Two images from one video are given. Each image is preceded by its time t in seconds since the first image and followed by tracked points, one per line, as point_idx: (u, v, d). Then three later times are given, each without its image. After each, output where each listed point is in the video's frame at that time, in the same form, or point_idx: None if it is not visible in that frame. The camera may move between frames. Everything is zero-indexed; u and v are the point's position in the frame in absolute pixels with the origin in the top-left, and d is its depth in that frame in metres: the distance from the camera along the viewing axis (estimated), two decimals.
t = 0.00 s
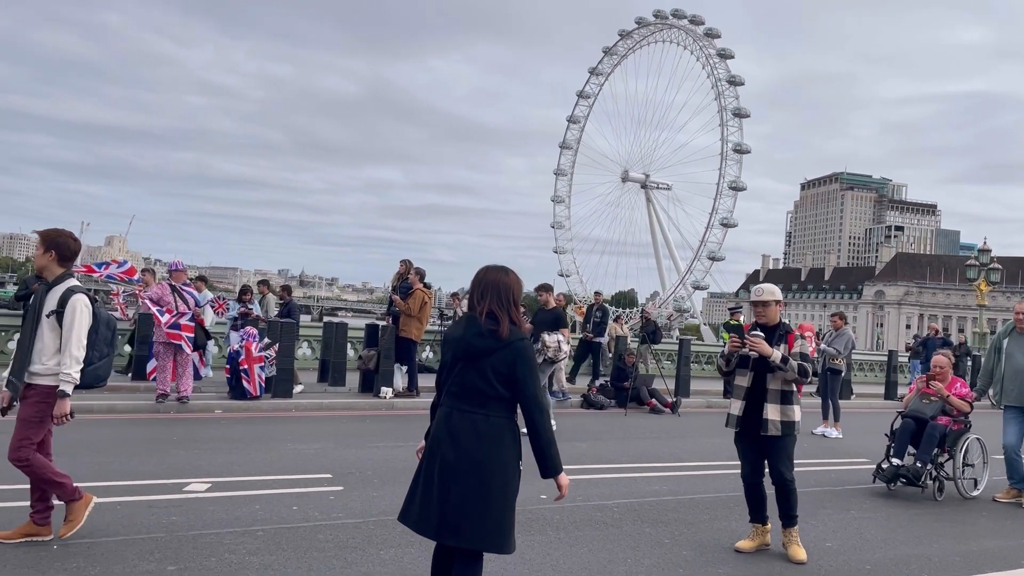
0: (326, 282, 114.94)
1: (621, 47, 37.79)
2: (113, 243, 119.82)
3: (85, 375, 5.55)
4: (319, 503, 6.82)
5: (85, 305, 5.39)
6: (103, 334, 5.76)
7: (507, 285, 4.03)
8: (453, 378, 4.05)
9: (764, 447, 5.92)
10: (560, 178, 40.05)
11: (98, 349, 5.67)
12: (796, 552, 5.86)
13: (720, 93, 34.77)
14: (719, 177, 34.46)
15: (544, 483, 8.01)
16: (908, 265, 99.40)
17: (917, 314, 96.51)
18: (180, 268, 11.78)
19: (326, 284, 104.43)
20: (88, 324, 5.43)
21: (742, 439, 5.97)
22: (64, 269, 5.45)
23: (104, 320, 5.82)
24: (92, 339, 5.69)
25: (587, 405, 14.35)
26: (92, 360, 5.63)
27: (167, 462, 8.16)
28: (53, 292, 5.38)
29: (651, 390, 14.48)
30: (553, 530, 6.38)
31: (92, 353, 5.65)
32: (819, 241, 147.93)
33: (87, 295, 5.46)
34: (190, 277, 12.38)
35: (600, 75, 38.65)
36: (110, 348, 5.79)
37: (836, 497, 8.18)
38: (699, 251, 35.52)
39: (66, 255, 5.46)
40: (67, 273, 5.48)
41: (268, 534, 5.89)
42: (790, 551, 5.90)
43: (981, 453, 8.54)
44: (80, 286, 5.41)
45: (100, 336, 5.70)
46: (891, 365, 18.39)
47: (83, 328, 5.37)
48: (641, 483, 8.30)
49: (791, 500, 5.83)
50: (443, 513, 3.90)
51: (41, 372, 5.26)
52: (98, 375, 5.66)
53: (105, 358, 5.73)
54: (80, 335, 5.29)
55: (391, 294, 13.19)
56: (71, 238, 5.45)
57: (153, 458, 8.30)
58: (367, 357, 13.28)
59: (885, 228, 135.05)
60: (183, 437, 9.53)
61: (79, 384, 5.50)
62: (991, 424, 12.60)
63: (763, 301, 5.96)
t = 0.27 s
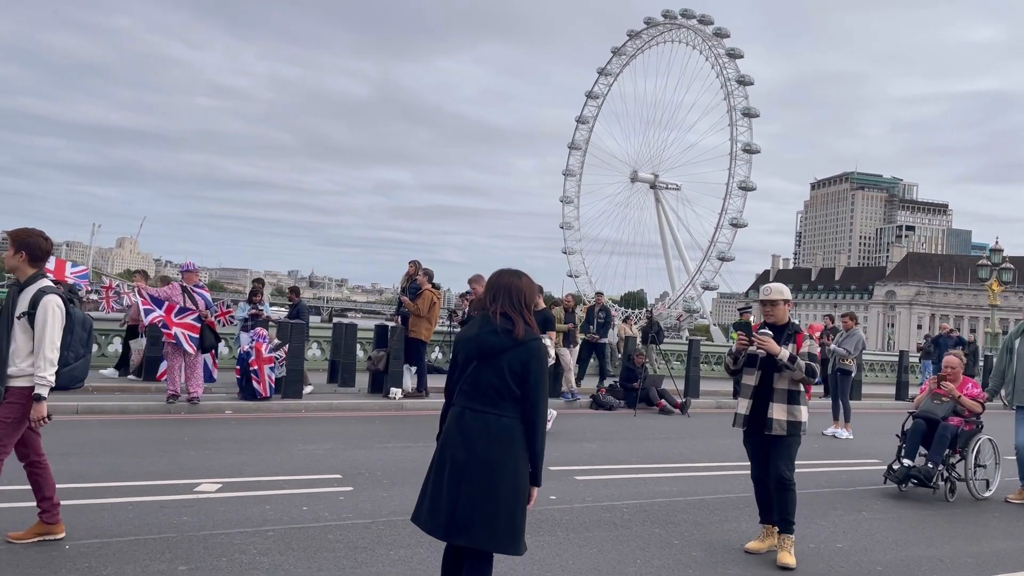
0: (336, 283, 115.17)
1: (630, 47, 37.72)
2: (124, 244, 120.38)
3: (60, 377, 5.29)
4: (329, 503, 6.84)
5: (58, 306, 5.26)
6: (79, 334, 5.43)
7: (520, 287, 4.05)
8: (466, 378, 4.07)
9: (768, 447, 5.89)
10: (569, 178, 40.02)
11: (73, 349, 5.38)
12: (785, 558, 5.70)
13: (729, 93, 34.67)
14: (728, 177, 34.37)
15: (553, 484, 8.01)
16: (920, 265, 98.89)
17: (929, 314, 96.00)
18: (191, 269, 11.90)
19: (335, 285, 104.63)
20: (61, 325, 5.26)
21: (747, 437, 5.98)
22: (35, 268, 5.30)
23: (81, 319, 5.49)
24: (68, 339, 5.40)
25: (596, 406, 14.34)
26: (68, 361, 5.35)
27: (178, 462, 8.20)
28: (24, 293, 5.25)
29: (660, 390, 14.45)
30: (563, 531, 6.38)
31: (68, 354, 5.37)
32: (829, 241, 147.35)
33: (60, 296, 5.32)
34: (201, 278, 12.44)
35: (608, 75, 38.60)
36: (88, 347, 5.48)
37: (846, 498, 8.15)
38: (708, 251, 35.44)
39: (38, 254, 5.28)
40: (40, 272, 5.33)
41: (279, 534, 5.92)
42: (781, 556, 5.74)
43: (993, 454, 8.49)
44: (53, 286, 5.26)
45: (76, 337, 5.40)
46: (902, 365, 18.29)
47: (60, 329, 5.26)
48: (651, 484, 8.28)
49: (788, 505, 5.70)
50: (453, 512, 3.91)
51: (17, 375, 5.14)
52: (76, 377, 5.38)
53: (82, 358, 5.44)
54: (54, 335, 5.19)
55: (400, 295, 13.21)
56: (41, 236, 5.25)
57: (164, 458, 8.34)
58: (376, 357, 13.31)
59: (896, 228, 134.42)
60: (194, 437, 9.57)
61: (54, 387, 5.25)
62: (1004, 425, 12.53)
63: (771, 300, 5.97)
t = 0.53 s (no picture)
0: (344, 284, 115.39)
1: (638, 47, 37.69)
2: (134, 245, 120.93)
3: (22, 380, 5.08)
4: (338, 503, 6.86)
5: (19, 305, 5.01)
6: (44, 337, 5.23)
7: (531, 287, 4.05)
8: (475, 377, 4.08)
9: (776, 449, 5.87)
10: (577, 178, 40.00)
11: (37, 352, 5.15)
12: (785, 563, 5.60)
13: (737, 92, 34.60)
14: (737, 177, 34.30)
15: (562, 485, 8.01)
16: (930, 264, 98.44)
17: (939, 314, 95.54)
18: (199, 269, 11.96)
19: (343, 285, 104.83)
20: (24, 326, 5.05)
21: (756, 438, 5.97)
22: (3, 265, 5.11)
23: (46, 320, 5.27)
24: (33, 341, 5.18)
25: (604, 406, 14.33)
26: (30, 364, 5.12)
27: (187, 463, 8.22)
28: None
29: (668, 391, 14.43)
30: (572, 531, 6.37)
31: (31, 356, 5.14)
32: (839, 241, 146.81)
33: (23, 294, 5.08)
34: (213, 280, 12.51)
35: (616, 76, 38.57)
36: (54, 352, 5.26)
37: (856, 499, 8.12)
38: (717, 252, 35.37)
39: (8, 252, 5.11)
40: (7, 268, 5.13)
41: (288, 534, 5.93)
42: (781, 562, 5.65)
43: (1004, 455, 8.45)
44: (16, 284, 5.03)
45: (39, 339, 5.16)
46: (912, 366, 18.23)
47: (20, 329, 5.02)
48: (660, 485, 8.27)
49: (791, 509, 5.65)
50: (460, 511, 3.92)
51: None
52: (39, 381, 5.16)
53: (46, 361, 5.20)
54: (13, 337, 4.96)
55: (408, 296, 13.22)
56: (14, 235, 5.14)
57: (174, 459, 8.37)
58: (385, 358, 13.34)
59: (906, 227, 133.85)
60: (204, 438, 9.60)
61: (15, 390, 5.05)
62: (1015, 426, 12.46)
63: (783, 301, 5.96)
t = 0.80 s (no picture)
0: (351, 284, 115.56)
1: (644, 47, 37.66)
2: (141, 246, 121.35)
3: None
4: (345, 503, 6.87)
5: None
6: (14, 334, 5.52)
7: (535, 285, 4.04)
8: (482, 375, 4.08)
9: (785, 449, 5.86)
10: (583, 178, 39.98)
11: (7, 349, 5.48)
12: (792, 565, 5.59)
13: (744, 92, 34.53)
14: (744, 176, 34.22)
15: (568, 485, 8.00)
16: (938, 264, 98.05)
17: (947, 314, 95.15)
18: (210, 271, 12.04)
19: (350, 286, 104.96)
20: None
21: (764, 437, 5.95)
22: None
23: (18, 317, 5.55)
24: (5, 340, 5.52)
25: (611, 407, 14.31)
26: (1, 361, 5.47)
27: (194, 463, 8.25)
28: None
29: (675, 391, 14.41)
30: (578, 532, 6.37)
31: (3, 354, 5.48)
32: (846, 241, 146.36)
33: None
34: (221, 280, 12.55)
35: (622, 76, 38.54)
36: (24, 348, 5.55)
37: (864, 499, 8.09)
38: (724, 252, 35.30)
39: None
40: None
41: (295, 534, 5.95)
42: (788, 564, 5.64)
43: (1012, 455, 8.41)
44: None
45: (8, 336, 5.48)
46: (920, 366, 18.17)
47: None
48: (667, 485, 8.26)
49: (801, 512, 5.62)
50: (467, 509, 3.92)
51: None
52: (12, 376, 5.48)
53: (18, 358, 5.52)
54: None
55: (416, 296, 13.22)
56: None
57: (181, 459, 8.39)
58: (392, 358, 13.35)
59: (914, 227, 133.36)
60: (211, 438, 9.63)
61: None
62: None
63: (797, 300, 5.95)
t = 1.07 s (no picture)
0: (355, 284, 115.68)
1: (648, 47, 37.63)
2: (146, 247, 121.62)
3: None
4: (350, 503, 6.88)
5: None
6: None
7: (537, 283, 4.04)
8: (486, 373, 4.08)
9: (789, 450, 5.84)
10: (588, 178, 39.96)
11: None
12: (798, 565, 5.60)
13: (749, 91, 34.49)
14: (749, 176, 34.17)
15: (572, 485, 8.01)
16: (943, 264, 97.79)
17: (952, 314, 94.90)
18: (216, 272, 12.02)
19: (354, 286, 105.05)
20: None
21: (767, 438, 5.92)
22: None
23: None
24: None
25: (616, 406, 14.30)
26: None
27: (200, 462, 8.27)
28: None
29: (680, 391, 14.39)
30: (583, 532, 6.36)
31: None
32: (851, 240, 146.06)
33: None
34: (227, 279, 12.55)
35: (627, 75, 38.52)
36: None
37: (870, 499, 8.07)
38: (728, 251, 35.26)
39: None
40: None
41: (300, 534, 5.96)
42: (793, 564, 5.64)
43: (1019, 455, 8.38)
44: None
45: None
46: (926, 366, 18.12)
47: None
48: (671, 485, 8.25)
49: (808, 516, 5.63)
50: (471, 506, 3.92)
51: None
52: None
53: None
54: None
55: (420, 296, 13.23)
56: None
57: (186, 458, 8.41)
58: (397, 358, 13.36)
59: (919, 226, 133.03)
60: (216, 438, 9.64)
61: None
62: None
63: (803, 299, 5.93)
